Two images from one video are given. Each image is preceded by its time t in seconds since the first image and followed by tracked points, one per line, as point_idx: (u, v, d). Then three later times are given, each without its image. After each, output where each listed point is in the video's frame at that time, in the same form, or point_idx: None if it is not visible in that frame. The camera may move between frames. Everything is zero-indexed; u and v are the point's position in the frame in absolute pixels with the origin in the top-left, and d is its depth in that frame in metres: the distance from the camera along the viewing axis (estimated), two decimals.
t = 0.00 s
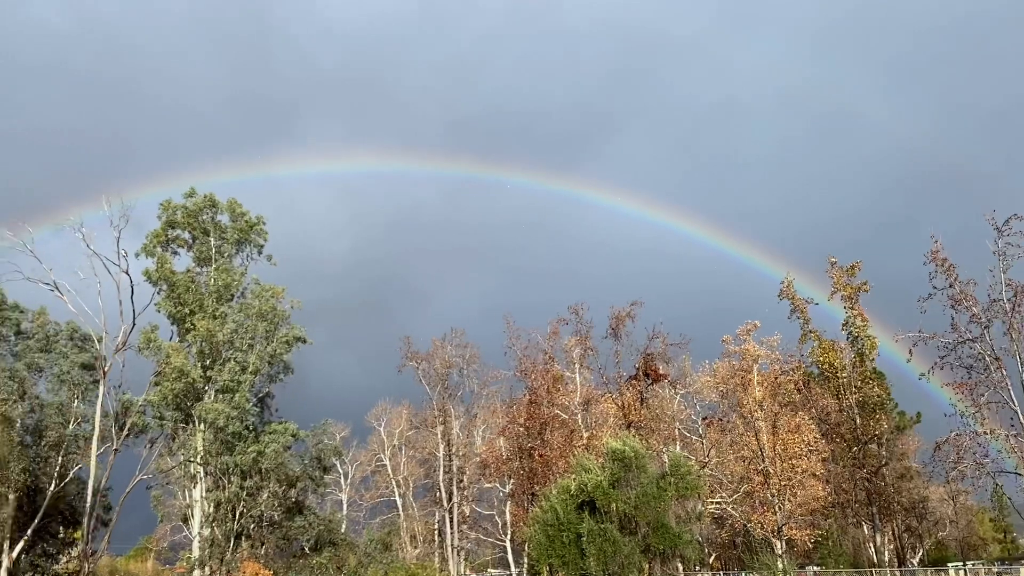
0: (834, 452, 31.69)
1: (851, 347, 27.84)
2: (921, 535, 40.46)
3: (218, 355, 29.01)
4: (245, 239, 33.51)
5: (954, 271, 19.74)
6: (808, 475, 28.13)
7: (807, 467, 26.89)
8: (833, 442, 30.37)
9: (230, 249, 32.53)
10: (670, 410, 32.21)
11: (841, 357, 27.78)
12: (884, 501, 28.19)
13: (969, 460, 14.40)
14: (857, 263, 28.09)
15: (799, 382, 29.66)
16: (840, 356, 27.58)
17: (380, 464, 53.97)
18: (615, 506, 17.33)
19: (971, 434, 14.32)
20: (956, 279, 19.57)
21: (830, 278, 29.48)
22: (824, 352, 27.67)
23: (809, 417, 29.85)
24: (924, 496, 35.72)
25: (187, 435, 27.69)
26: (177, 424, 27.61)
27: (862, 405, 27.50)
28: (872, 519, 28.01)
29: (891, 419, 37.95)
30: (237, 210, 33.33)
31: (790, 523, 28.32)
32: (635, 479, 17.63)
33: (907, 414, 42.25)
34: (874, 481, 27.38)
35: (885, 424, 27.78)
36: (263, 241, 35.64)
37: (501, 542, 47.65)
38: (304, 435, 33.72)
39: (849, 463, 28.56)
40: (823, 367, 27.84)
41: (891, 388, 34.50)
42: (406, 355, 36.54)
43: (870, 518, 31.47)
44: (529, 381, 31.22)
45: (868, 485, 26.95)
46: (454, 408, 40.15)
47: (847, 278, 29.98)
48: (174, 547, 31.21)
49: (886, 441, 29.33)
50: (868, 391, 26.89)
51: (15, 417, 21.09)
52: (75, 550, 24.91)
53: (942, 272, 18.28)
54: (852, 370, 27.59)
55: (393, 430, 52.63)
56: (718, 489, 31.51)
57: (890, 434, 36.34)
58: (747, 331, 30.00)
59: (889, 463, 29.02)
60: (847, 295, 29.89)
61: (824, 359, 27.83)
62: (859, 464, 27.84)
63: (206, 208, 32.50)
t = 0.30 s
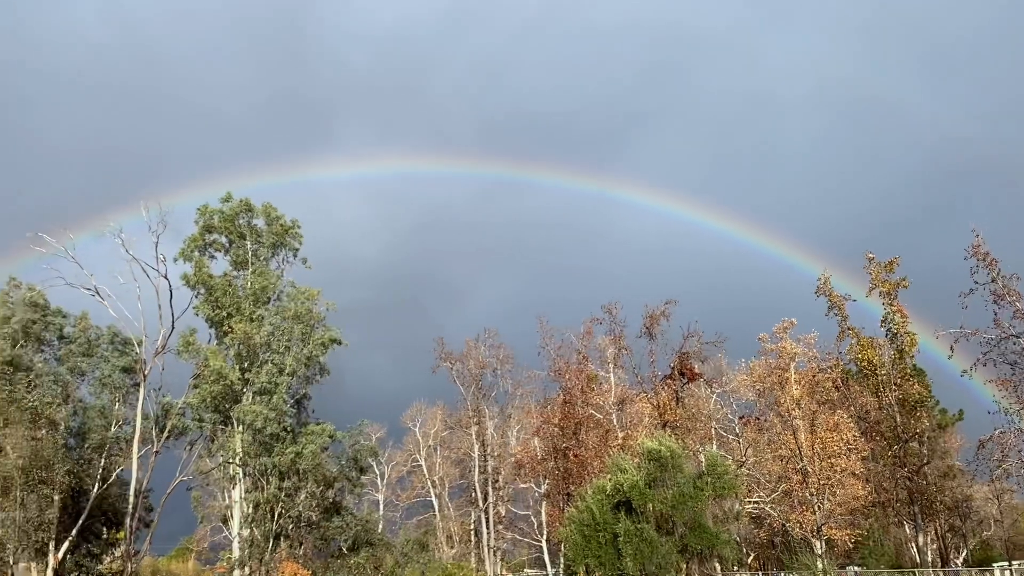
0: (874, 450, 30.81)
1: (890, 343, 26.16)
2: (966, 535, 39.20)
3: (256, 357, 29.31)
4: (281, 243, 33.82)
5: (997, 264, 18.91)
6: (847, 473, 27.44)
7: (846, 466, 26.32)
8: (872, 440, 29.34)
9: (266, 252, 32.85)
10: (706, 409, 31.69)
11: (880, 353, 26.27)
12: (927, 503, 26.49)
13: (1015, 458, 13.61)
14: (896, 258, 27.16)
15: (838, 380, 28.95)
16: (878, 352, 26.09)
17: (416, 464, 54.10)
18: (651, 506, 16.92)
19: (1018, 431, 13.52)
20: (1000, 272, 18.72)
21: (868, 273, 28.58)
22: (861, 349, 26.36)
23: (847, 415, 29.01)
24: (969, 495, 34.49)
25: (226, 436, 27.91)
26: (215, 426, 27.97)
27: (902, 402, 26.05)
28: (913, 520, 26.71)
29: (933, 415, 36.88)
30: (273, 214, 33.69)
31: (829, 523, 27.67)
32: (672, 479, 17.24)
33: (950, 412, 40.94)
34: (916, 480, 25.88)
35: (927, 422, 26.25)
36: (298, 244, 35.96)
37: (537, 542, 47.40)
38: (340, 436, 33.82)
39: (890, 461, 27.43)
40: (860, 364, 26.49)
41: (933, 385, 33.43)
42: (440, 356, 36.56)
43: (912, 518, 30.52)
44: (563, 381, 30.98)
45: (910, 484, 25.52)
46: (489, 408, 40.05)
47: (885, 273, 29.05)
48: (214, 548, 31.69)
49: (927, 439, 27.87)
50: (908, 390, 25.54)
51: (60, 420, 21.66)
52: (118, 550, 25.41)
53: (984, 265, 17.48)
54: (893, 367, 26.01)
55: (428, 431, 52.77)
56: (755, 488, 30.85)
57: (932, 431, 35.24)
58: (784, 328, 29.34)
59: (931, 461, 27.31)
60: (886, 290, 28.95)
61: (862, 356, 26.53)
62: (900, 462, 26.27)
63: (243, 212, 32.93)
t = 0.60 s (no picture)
0: (915, 446, 29.91)
1: (931, 338, 25.27)
2: (1013, 532, 37.94)
3: (292, 358, 29.58)
4: (317, 244, 34.08)
5: None
6: (888, 470, 26.63)
7: (888, 464, 25.50)
8: (913, 436, 28.45)
9: (302, 253, 33.11)
10: (743, 406, 31.11)
11: (920, 348, 25.31)
12: (971, 498, 25.72)
13: None
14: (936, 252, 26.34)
15: (878, 375, 28.18)
16: (919, 348, 25.13)
17: (451, 463, 54.26)
18: (689, 504, 16.60)
19: None
20: None
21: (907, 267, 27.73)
22: (901, 344, 25.40)
23: (886, 412, 28.14)
24: (1017, 492, 33.33)
25: (264, 435, 28.41)
26: (253, 426, 28.58)
27: (945, 398, 25.20)
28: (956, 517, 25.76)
29: (977, 411, 35.73)
30: (308, 215, 34.00)
31: (870, 521, 26.86)
32: (709, 476, 16.92)
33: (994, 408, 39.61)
34: (960, 477, 25.03)
35: (969, 418, 25.40)
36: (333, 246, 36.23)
37: (574, 540, 47.19)
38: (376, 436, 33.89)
39: (932, 457, 26.71)
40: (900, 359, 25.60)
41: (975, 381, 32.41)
42: (474, 354, 36.58)
43: (957, 515, 29.54)
44: (598, 379, 30.59)
45: (953, 481, 24.62)
46: (523, 407, 39.93)
47: (925, 267, 28.18)
48: (253, 546, 32.10)
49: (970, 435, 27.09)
50: (951, 384, 24.80)
51: (102, 421, 22.18)
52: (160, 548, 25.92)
53: None
54: (934, 362, 25.06)
55: (462, 430, 52.87)
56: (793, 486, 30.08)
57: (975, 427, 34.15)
58: (820, 324, 28.75)
59: (975, 457, 26.48)
60: (926, 284, 28.09)
61: (902, 351, 25.47)
62: (942, 459, 25.48)
63: (279, 214, 33.28)
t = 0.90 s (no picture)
0: (959, 441, 29.04)
1: (974, 330, 24.00)
2: None
3: (329, 356, 29.90)
4: (352, 243, 34.34)
5: None
6: (931, 466, 25.87)
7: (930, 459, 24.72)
8: (957, 430, 27.62)
9: (337, 252, 33.40)
10: (781, 401, 30.48)
11: (963, 341, 24.04)
12: (1017, 494, 24.97)
13: None
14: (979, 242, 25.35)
15: (919, 369, 27.39)
16: (961, 340, 23.83)
17: (487, 459, 54.36)
18: (727, 501, 16.26)
19: None
20: None
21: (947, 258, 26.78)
22: (942, 337, 24.37)
23: (928, 406, 27.36)
24: None
25: (302, 433, 28.70)
26: (292, 423, 28.93)
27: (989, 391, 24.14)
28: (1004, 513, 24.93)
29: None
30: (342, 215, 34.28)
31: (913, 517, 26.07)
32: (747, 472, 16.59)
33: None
34: (1005, 472, 24.22)
35: (1014, 412, 24.56)
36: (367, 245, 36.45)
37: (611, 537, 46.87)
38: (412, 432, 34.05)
39: (976, 451, 25.89)
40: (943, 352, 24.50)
41: None
42: (509, 351, 36.56)
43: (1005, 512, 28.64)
44: (633, 375, 30.17)
45: (998, 476, 23.84)
46: (559, 404, 39.74)
47: (967, 258, 27.20)
48: (293, 542, 32.53)
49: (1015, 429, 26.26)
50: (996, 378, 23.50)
51: (144, 420, 22.86)
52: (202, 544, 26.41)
53: None
54: (977, 355, 23.72)
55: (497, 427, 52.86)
56: (832, 482, 29.46)
57: None
58: (859, 318, 28.13)
59: (1021, 452, 25.70)
60: (969, 276, 27.10)
61: (943, 344, 24.35)
62: (986, 454, 24.70)
63: (314, 214, 33.68)
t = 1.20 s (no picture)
0: (1006, 434, 28.16)
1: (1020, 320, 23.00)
2: None
3: (366, 352, 30.18)
4: (387, 240, 34.53)
5: None
6: (975, 459, 25.15)
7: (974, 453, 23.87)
8: (1001, 423, 26.74)
9: (372, 250, 33.65)
10: (820, 394, 29.83)
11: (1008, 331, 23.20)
12: None
13: None
14: None
15: (961, 360, 26.65)
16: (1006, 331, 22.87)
17: (523, 454, 54.37)
18: (767, 495, 15.89)
19: None
20: None
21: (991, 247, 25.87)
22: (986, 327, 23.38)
23: (972, 397, 26.55)
24: None
25: (341, 429, 29.08)
26: (330, 419, 29.27)
27: None
28: None
29: None
30: (377, 212, 34.49)
31: (957, 512, 25.30)
32: (787, 465, 16.19)
33: None
34: None
35: None
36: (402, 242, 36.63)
37: (648, 531, 46.51)
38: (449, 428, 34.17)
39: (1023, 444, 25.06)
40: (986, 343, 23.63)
41: None
42: (543, 346, 36.43)
43: None
44: (670, 369, 29.79)
45: None
46: (594, 399, 39.52)
47: (1011, 247, 26.23)
48: (333, 537, 33.06)
49: None
50: None
51: (187, 416, 23.11)
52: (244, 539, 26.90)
53: None
54: None
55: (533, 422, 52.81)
56: (873, 476, 28.59)
57: None
58: (899, 310, 27.35)
59: None
60: (1014, 265, 26.15)
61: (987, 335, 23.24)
62: None
63: (349, 213, 33.92)
